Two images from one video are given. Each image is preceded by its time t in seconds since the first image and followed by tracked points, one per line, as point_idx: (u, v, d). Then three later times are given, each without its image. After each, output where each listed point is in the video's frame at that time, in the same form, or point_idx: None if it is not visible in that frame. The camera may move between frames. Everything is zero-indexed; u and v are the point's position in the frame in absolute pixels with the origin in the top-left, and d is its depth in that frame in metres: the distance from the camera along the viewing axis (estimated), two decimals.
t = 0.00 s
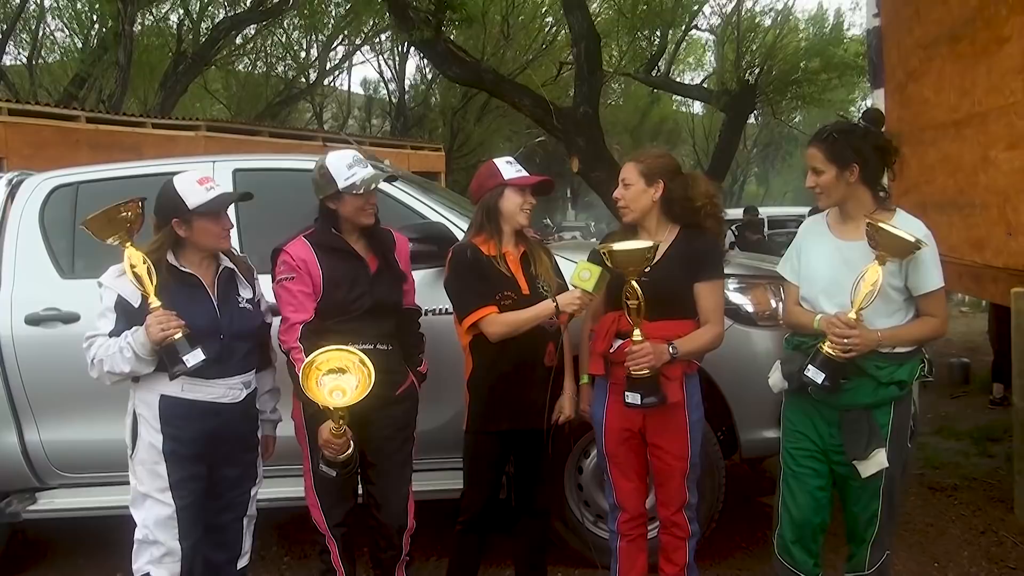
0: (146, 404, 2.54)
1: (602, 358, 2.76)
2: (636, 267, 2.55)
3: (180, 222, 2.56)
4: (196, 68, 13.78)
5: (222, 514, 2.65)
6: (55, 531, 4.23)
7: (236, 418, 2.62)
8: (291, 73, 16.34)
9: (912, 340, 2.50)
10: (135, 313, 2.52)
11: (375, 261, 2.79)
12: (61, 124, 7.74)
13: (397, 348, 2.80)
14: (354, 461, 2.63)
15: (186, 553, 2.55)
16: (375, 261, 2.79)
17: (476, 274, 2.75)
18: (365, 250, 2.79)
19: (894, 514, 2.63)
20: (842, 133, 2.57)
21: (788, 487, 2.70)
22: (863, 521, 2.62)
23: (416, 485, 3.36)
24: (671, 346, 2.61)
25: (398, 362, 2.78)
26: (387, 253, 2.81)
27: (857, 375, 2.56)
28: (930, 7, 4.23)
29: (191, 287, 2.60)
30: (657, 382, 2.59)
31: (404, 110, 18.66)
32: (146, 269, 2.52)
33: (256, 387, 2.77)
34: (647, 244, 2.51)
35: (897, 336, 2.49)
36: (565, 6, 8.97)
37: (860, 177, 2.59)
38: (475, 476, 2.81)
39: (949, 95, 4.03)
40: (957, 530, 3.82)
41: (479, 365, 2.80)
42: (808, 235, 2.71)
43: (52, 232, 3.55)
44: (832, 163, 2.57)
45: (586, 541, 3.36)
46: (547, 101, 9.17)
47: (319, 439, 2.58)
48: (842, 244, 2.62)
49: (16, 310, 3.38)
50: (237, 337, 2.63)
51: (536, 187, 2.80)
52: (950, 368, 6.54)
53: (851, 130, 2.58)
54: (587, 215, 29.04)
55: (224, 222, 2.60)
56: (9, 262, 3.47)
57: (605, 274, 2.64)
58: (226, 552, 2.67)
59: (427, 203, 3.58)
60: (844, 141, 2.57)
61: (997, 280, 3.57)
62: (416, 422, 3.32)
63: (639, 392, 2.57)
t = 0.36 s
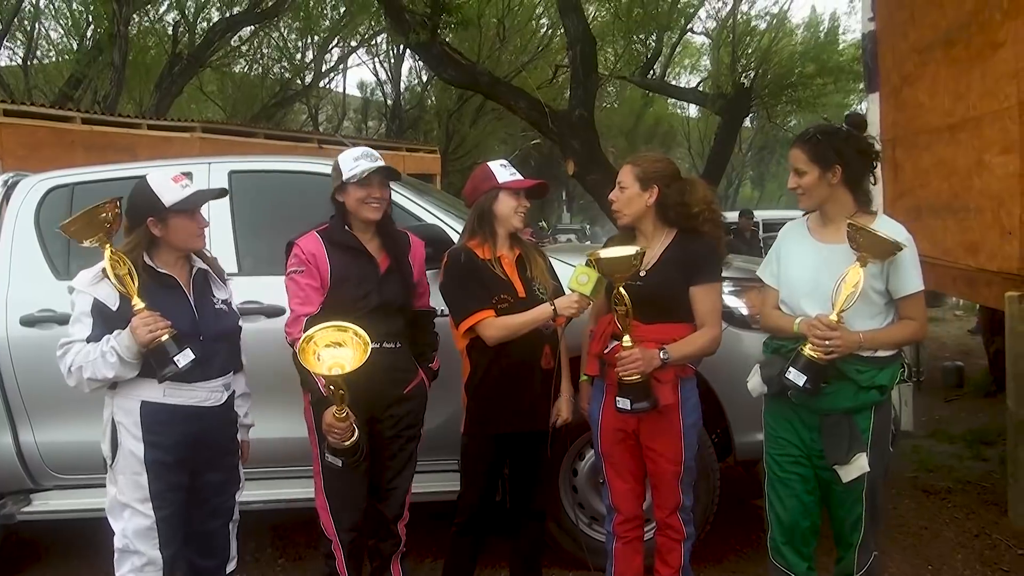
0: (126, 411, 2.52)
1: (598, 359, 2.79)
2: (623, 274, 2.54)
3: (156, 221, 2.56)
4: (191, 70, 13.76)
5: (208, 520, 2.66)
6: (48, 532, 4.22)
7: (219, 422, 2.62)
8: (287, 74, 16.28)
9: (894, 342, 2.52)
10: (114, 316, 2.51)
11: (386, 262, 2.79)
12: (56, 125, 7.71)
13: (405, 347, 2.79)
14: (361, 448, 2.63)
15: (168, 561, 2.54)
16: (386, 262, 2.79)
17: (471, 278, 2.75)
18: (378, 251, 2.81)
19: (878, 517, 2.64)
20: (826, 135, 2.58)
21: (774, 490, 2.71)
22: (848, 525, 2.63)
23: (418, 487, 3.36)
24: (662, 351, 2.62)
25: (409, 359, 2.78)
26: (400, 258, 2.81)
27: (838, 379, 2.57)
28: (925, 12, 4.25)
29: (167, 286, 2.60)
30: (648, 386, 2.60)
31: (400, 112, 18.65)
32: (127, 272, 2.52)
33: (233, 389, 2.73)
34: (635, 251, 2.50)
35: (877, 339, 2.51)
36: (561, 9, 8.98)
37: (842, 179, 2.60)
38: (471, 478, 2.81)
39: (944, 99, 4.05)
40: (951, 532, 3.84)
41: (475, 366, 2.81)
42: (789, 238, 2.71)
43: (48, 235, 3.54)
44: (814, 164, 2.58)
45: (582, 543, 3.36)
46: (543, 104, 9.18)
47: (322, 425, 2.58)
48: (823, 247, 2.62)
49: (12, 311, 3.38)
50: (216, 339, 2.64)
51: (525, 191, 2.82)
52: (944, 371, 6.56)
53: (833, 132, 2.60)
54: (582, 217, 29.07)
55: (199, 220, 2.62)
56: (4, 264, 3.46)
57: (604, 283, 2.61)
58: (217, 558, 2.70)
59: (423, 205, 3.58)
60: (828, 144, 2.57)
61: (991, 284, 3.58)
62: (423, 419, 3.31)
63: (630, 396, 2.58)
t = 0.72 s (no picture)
0: (96, 419, 2.51)
1: (595, 358, 2.80)
2: (618, 276, 2.54)
3: (128, 220, 2.57)
4: (188, 68, 13.76)
5: (188, 524, 2.66)
6: (42, 530, 4.23)
7: (192, 427, 2.62)
8: (284, 73, 16.26)
9: (874, 342, 2.52)
10: (83, 321, 2.50)
11: (387, 264, 2.78)
12: (53, 123, 7.71)
13: (407, 347, 2.80)
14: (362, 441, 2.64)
15: (144, 562, 2.56)
16: (387, 264, 2.78)
17: (468, 278, 2.75)
18: (380, 253, 2.80)
19: (863, 517, 2.62)
20: (809, 134, 2.59)
21: (761, 490, 2.72)
22: (832, 527, 2.62)
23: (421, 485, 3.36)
24: (659, 353, 2.63)
25: (412, 359, 2.80)
26: (403, 261, 2.80)
27: (818, 381, 2.56)
28: (922, 12, 4.26)
29: (137, 289, 2.60)
30: (644, 386, 2.61)
31: (397, 111, 18.64)
32: (101, 276, 2.52)
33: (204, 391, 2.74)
34: (630, 253, 2.50)
35: (857, 338, 2.51)
36: (558, 8, 8.98)
37: (824, 177, 2.61)
38: (469, 477, 2.81)
39: (941, 99, 4.06)
40: (948, 531, 3.85)
41: (473, 364, 2.82)
42: (770, 238, 2.71)
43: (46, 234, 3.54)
44: (796, 162, 2.58)
45: (579, 541, 3.37)
46: (540, 103, 9.18)
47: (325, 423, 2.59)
48: (802, 247, 2.63)
49: (10, 310, 3.38)
50: (186, 342, 2.64)
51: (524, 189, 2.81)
52: (941, 370, 6.58)
53: (815, 132, 2.62)
54: (580, 216, 29.08)
55: (171, 219, 2.64)
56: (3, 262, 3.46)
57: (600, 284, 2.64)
58: (203, 561, 2.70)
59: (420, 205, 3.58)
60: (810, 144, 2.58)
61: (988, 284, 3.58)
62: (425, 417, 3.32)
63: (625, 397, 2.59)
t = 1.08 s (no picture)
0: (94, 420, 2.50)
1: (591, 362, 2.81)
2: (618, 281, 2.56)
3: (119, 222, 2.56)
4: (183, 70, 13.74)
5: (187, 526, 2.66)
6: (35, 532, 4.21)
7: (190, 427, 2.62)
8: (279, 75, 16.24)
9: (853, 345, 2.52)
10: (78, 324, 2.50)
11: (375, 262, 2.78)
12: (47, 124, 7.68)
13: (398, 347, 2.79)
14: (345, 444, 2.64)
15: (141, 563, 2.56)
16: (375, 262, 2.78)
17: (465, 280, 2.75)
18: (367, 251, 2.80)
19: (848, 521, 2.59)
20: (785, 142, 2.60)
21: (748, 493, 2.72)
22: (817, 530, 2.59)
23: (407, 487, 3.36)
24: (657, 358, 2.62)
25: (402, 362, 2.79)
26: (391, 258, 2.79)
27: (800, 383, 2.56)
28: (916, 16, 4.27)
29: (133, 292, 2.59)
30: (642, 392, 2.62)
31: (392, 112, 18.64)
32: (94, 279, 2.51)
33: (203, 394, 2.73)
34: (628, 256, 2.54)
35: (836, 340, 2.51)
36: (553, 11, 8.99)
37: (801, 183, 2.61)
38: (463, 480, 2.81)
39: (934, 103, 4.08)
40: (941, 534, 3.86)
41: (468, 367, 2.81)
42: (753, 242, 2.72)
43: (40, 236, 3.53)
44: (773, 169, 2.59)
45: (572, 544, 3.36)
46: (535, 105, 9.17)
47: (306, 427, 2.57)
48: (784, 250, 2.63)
49: (5, 312, 3.37)
50: (183, 343, 2.63)
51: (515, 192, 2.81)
52: (935, 373, 6.60)
53: (792, 137, 2.62)
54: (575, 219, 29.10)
55: (162, 218, 2.63)
56: None
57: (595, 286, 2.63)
58: (200, 564, 2.69)
59: (415, 206, 3.58)
60: (786, 150, 2.59)
61: (981, 287, 3.59)
62: (415, 419, 3.32)
63: (625, 403, 2.61)
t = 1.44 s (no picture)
0: (114, 413, 2.51)
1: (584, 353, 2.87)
2: (609, 284, 2.56)
3: (136, 220, 2.56)
4: (180, 71, 13.71)
5: (195, 523, 2.66)
6: (32, 534, 4.19)
7: (207, 423, 2.62)
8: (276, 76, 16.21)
9: (845, 346, 2.51)
10: (98, 320, 2.52)
11: (366, 263, 2.78)
12: (43, 125, 7.65)
13: (390, 349, 2.79)
14: (338, 447, 2.62)
15: (153, 561, 2.54)
16: (366, 263, 2.78)
17: (466, 281, 2.76)
18: (359, 253, 2.80)
19: (843, 522, 2.60)
20: (786, 141, 2.60)
21: (743, 494, 2.72)
22: (811, 532, 2.59)
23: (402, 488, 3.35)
24: (646, 365, 2.62)
25: (394, 364, 2.78)
26: (382, 258, 2.79)
27: (793, 385, 2.56)
28: (914, 18, 4.27)
29: (152, 288, 2.60)
30: (628, 398, 2.64)
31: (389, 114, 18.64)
32: (112, 277, 2.52)
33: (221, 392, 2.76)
34: (619, 261, 2.53)
35: (830, 341, 2.51)
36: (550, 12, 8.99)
37: (799, 184, 2.62)
38: (458, 480, 2.81)
39: (931, 105, 4.09)
40: (937, 535, 3.87)
41: (465, 367, 2.82)
42: (743, 246, 2.71)
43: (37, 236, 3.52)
44: (773, 169, 2.59)
45: (568, 545, 3.35)
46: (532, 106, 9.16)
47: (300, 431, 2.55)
48: (776, 253, 2.62)
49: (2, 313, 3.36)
50: (200, 339, 2.64)
51: (510, 193, 2.81)
52: (931, 374, 6.61)
53: (793, 139, 2.62)
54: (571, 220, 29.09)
55: (178, 216, 2.63)
56: None
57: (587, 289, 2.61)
58: (206, 561, 2.68)
59: (411, 207, 3.58)
60: (786, 150, 2.60)
61: (978, 288, 3.59)
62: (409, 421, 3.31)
63: (611, 409, 2.63)
